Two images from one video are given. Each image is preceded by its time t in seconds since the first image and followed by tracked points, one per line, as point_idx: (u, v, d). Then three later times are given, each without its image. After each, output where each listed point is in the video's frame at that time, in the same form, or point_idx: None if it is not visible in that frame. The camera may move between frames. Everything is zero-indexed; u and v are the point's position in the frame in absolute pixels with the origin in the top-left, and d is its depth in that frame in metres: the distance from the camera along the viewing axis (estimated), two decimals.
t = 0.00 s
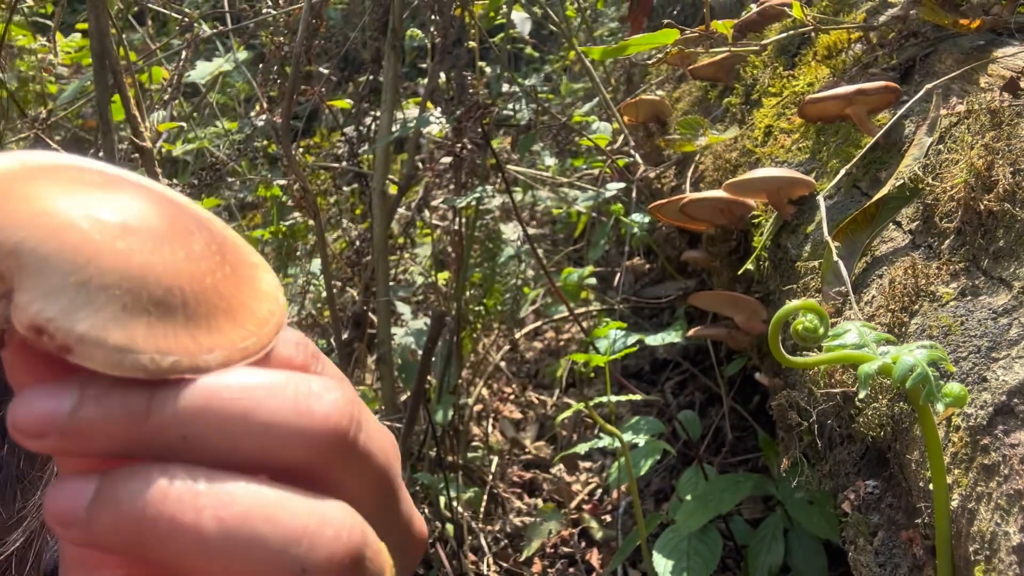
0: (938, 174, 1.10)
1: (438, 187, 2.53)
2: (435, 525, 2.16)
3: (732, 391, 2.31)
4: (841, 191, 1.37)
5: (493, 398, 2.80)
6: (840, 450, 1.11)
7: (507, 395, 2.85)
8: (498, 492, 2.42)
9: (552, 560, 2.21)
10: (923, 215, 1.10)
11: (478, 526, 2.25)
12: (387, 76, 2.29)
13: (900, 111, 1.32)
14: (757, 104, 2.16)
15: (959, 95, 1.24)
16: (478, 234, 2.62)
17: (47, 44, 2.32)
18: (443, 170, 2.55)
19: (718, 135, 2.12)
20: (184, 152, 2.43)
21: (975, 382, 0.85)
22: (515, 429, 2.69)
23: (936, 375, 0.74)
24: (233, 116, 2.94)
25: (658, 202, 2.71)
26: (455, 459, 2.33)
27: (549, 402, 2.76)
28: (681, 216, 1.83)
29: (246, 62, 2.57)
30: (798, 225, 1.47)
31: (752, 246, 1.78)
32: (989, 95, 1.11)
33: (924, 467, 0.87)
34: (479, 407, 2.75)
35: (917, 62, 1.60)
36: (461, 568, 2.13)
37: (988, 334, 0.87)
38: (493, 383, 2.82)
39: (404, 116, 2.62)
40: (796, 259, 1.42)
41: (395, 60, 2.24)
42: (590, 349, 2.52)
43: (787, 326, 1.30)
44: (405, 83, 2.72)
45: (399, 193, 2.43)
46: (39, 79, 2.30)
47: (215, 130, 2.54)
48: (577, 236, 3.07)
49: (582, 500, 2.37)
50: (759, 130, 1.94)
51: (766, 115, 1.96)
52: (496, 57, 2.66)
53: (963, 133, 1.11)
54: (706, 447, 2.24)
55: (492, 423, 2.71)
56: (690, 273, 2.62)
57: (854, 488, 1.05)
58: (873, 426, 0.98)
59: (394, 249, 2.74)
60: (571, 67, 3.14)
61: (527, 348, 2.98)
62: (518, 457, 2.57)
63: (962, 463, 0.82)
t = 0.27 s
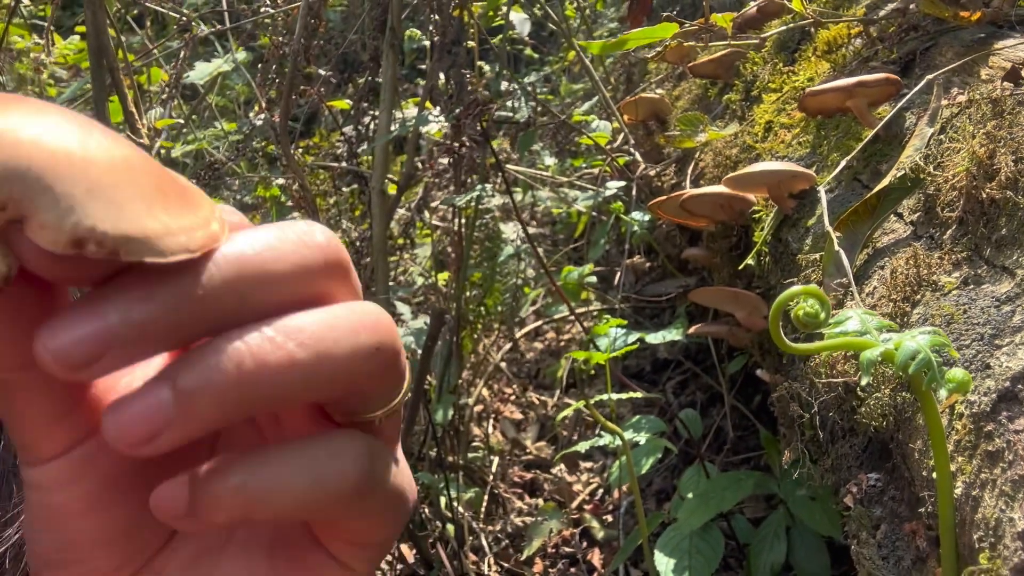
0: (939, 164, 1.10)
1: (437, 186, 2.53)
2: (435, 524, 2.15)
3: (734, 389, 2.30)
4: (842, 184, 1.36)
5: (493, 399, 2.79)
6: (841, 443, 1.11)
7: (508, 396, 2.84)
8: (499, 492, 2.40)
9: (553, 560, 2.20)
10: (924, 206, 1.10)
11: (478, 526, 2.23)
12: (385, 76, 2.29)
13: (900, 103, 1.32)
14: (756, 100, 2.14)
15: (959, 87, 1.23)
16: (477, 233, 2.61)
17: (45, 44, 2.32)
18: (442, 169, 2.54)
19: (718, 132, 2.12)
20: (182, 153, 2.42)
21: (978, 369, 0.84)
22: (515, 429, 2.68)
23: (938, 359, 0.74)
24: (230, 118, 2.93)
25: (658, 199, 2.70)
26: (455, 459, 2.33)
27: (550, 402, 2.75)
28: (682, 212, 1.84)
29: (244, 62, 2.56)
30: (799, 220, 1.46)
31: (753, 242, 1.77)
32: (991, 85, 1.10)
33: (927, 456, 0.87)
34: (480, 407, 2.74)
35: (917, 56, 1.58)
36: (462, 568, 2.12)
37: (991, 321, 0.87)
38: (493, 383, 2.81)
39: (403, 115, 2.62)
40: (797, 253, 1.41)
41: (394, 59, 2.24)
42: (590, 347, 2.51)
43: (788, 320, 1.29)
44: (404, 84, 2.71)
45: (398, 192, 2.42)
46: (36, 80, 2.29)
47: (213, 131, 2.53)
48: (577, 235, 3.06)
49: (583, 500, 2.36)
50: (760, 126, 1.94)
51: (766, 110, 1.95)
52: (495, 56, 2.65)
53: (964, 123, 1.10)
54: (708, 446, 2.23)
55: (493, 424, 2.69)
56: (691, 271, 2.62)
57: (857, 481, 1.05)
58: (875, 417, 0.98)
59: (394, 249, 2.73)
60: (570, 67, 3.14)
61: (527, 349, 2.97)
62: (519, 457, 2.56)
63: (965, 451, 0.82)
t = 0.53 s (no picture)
0: (947, 162, 1.09)
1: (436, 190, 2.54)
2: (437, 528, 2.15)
3: (738, 391, 2.29)
4: (848, 184, 1.37)
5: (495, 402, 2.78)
6: (849, 446, 1.09)
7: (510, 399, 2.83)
8: (502, 496, 2.39)
9: (556, 565, 2.18)
10: (932, 205, 1.09)
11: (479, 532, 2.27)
12: (385, 78, 2.28)
13: (907, 102, 1.31)
14: (758, 100, 2.15)
15: (964, 86, 1.22)
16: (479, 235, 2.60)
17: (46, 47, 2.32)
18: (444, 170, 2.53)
19: (721, 132, 2.11)
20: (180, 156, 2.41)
21: (990, 369, 0.84)
22: (517, 433, 2.67)
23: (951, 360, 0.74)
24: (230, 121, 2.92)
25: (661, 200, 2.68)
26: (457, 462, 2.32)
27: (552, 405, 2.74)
28: (685, 212, 1.84)
29: (245, 64, 2.56)
30: (804, 220, 1.46)
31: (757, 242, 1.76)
32: (998, 83, 1.09)
33: (938, 458, 0.86)
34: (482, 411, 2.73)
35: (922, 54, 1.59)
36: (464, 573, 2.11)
37: (1002, 321, 0.86)
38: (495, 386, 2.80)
39: (404, 117, 2.62)
40: (803, 253, 1.41)
41: (394, 61, 2.23)
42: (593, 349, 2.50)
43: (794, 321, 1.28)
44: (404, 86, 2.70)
45: (399, 195, 2.42)
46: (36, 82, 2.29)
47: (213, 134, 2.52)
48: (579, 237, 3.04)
49: (586, 504, 2.31)
50: (763, 126, 1.93)
51: (770, 110, 1.95)
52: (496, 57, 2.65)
53: (972, 120, 1.09)
54: (712, 448, 2.21)
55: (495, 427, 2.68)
56: (693, 271, 2.60)
57: (865, 484, 1.04)
58: (885, 418, 0.97)
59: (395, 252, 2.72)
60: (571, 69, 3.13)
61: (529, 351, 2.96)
62: (521, 461, 2.55)
63: (978, 452, 0.81)
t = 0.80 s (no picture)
0: (940, 158, 1.09)
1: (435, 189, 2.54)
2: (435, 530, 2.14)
3: (736, 391, 2.29)
4: (843, 181, 1.38)
5: (493, 404, 2.76)
6: (845, 442, 1.10)
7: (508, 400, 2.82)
8: (500, 498, 2.38)
9: (554, 566, 2.17)
10: (925, 201, 1.09)
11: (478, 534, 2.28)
12: (381, 79, 2.27)
13: (900, 99, 1.31)
14: (755, 99, 2.16)
15: (958, 84, 1.22)
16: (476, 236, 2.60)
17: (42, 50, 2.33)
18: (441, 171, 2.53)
19: (718, 131, 2.11)
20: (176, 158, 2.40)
21: (980, 361, 0.84)
22: (515, 434, 2.66)
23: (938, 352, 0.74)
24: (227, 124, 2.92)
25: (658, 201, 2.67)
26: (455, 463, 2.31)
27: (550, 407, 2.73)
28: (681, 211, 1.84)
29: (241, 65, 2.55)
30: (800, 217, 1.46)
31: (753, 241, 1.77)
32: (991, 78, 1.09)
33: (929, 451, 0.87)
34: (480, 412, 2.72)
35: (917, 51, 1.59)
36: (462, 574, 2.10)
37: (993, 314, 0.86)
38: (493, 388, 2.79)
39: (401, 117, 2.62)
40: (798, 251, 1.41)
41: (391, 61, 2.23)
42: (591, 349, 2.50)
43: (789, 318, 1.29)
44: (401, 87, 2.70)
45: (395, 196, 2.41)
46: (31, 84, 2.28)
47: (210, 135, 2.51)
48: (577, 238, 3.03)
49: (585, 505, 2.30)
50: (760, 125, 1.93)
51: (766, 109, 1.95)
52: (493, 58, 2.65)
53: (964, 116, 1.10)
54: (710, 449, 2.21)
55: (493, 429, 2.67)
56: (691, 272, 2.58)
57: (859, 480, 1.04)
58: (877, 412, 0.98)
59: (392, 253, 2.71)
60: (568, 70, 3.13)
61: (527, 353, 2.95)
62: (520, 463, 2.54)
63: (968, 444, 0.82)
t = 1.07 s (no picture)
0: (939, 153, 1.11)
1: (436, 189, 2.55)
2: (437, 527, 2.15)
3: (736, 388, 2.30)
4: (842, 178, 1.39)
5: (494, 404, 2.77)
6: (846, 434, 1.11)
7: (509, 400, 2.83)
8: (501, 496, 2.39)
9: (556, 564, 2.17)
10: (924, 196, 1.11)
11: (479, 530, 2.24)
12: (382, 80, 2.28)
13: (900, 96, 1.33)
14: (755, 99, 2.18)
15: (956, 81, 1.23)
16: (477, 235, 2.61)
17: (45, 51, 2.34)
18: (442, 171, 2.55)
19: (718, 130, 2.12)
20: (177, 159, 2.40)
21: (980, 349, 0.86)
22: (516, 434, 2.66)
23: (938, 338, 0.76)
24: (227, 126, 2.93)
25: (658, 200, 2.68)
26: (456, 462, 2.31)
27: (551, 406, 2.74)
28: (681, 209, 1.86)
29: (243, 67, 2.56)
30: (800, 214, 1.47)
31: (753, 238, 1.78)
32: (989, 74, 1.11)
33: (930, 438, 0.88)
34: (481, 412, 2.72)
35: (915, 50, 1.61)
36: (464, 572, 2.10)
37: (992, 303, 0.88)
38: (494, 388, 2.79)
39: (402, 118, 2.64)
40: (798, 247, 1.42)
41: (392, 62, 2.24)
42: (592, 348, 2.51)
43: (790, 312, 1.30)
44: (401, 88, 2.70)
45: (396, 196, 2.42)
46: (33, 85, 2.28)
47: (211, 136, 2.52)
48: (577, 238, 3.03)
49: (586, 504, 2.31)
50: (759, 123, 1.95)
51: (766, 107, 1.96)
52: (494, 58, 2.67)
53: (963, 112, 1.11)
54: (711, 446, 2.21)
55: (494, 429, 2.67)
56: (691, 271, 2.57)
57: (861, 471, 1.06)
58: (878, 401, 1.00)
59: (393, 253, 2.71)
60: (567, 71, 3.15)
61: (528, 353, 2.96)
62: (521, 462, 2.54)
63: (967, 430, 0.84)
